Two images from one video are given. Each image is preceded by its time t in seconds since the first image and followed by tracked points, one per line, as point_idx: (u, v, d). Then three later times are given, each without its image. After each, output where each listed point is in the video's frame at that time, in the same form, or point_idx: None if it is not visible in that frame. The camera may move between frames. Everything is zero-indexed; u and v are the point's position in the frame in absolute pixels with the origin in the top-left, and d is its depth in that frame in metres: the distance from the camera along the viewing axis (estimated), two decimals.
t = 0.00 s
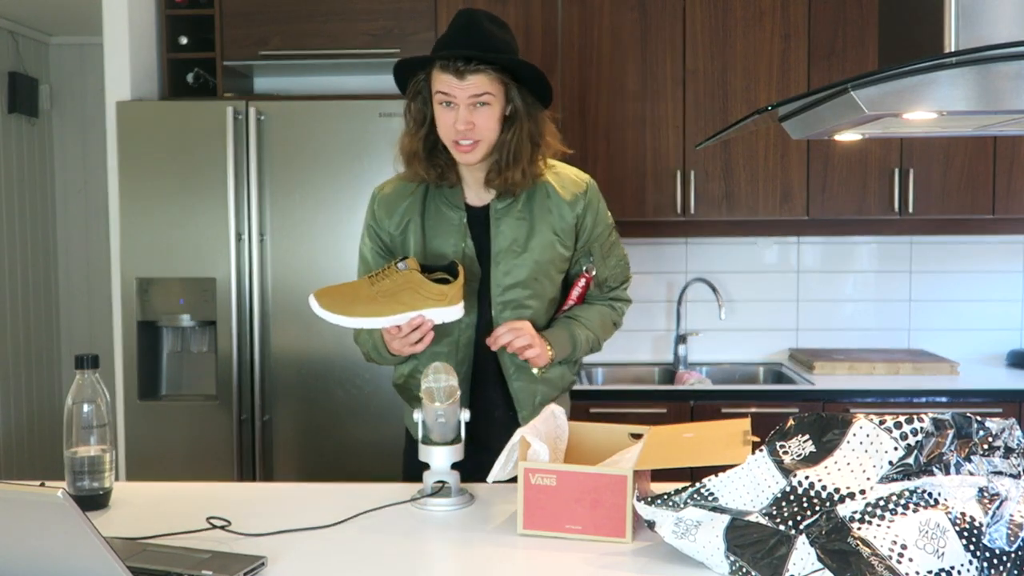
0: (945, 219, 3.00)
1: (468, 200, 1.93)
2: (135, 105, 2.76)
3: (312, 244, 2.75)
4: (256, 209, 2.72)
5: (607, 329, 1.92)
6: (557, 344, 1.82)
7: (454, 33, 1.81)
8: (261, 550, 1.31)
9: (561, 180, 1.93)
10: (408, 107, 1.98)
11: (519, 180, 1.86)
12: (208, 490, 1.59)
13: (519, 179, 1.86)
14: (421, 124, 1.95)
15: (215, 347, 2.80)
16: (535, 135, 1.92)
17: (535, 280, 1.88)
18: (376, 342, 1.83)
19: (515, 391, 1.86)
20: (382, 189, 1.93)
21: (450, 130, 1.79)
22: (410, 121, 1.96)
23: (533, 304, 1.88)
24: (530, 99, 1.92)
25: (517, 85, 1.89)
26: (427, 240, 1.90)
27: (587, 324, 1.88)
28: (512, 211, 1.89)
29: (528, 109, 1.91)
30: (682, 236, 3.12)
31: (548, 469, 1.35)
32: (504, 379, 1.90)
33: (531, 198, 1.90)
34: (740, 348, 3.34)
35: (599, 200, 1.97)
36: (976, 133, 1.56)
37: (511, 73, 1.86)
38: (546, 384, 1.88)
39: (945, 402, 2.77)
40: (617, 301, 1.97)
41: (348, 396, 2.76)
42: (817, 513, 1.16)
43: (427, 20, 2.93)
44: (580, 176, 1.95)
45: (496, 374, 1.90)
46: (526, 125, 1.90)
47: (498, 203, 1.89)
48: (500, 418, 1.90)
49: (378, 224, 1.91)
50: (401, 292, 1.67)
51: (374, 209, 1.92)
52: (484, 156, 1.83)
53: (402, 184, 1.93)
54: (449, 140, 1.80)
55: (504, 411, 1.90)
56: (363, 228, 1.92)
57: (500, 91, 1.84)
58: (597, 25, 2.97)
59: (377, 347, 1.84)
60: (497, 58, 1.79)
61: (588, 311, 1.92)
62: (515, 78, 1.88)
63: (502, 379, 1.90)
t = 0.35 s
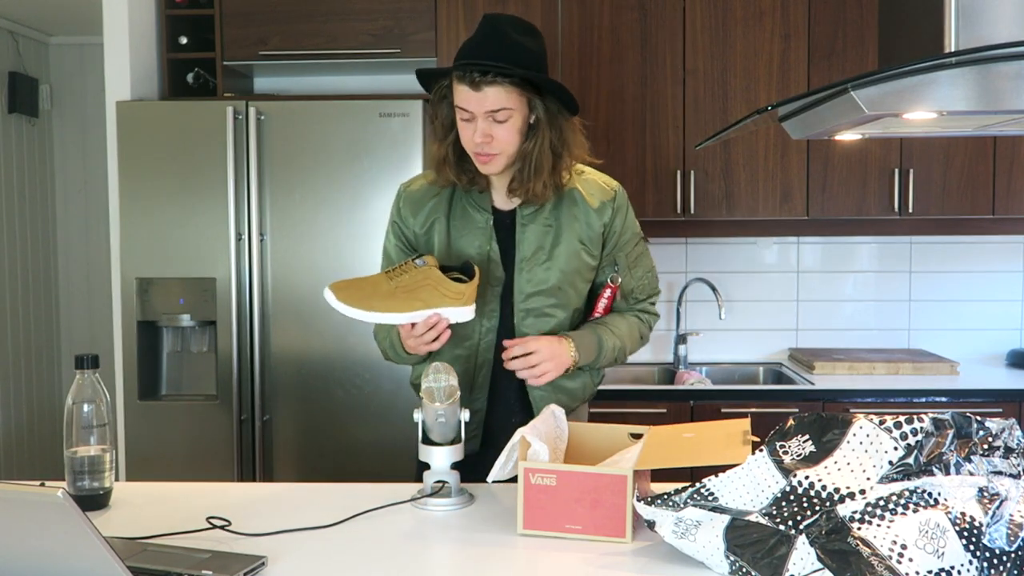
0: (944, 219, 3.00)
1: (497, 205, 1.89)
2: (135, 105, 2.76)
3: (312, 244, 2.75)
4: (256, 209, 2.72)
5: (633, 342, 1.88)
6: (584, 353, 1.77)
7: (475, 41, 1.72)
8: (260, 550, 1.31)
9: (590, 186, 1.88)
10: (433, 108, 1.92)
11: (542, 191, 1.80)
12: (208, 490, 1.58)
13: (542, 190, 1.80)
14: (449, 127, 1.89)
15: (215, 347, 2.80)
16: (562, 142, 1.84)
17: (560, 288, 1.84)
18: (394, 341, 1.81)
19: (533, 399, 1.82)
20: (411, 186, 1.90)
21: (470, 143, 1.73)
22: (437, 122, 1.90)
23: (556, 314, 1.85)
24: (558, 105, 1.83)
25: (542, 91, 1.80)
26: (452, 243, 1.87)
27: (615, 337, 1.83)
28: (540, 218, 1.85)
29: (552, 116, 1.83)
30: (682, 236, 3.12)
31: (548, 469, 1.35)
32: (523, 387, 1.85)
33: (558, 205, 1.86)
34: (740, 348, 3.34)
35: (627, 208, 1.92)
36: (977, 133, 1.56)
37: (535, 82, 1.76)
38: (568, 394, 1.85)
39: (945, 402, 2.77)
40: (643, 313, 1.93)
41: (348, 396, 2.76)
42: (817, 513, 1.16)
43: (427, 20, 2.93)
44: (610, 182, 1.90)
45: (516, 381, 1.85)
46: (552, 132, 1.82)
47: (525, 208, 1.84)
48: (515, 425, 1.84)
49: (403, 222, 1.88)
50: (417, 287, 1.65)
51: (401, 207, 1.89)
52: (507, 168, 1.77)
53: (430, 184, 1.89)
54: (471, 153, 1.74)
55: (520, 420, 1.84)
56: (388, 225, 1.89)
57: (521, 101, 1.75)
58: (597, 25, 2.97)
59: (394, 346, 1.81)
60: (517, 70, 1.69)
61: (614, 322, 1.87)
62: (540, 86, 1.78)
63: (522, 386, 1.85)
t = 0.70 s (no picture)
0: (945, 219, 3.00)
1: (518, 188, 1.87)
2: (135, 106, 2.76)
3: (312, 245, 2.75)
4: (256, 210, 2.72)
5: (606, 351, 1.66)
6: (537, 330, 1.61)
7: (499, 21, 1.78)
8: (261, 550, 1.31)
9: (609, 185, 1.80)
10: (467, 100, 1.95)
11: (565, 166, 1.77)
12: (208, 490, 1.58)
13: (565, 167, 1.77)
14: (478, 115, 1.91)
15: (215, 346, 2.80)
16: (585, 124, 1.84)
17: (554, 275, 1.75)
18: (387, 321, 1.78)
19: (516, 394, 1.74)
20: (441, 170, 1.94)
21: (493, 118, 1.75)
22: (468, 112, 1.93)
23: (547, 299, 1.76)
24: (581, 86, 1.84)
25: (566, 71, 1.82)
26: (466, 223, 1.85)
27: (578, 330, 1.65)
28: (551, 203, 1.79)
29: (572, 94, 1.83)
30: (682, 237, 3.13)
31: (549, 469, 1.35)
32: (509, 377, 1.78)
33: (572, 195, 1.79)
34: (740, 348, 3.34)
35: (647, 219, 1.81)
36: (977, 133, 1.56)
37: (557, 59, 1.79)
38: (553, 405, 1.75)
39: (945, 402, 2.77)
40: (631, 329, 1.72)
41: (348, 396, 2.76)
42: (817, 513, 1.16)
43: (427, 20, 2.93)
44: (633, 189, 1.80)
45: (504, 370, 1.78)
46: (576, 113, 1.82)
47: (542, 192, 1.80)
48: (498, 416, 1.77)
49: (428, 207, 1.91)
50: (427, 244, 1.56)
51: (427, 193, 1.92)
52: (531, 145, 1.77)
53: (456, 168, 1.91)
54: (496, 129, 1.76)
55: (504, 410, 1.77)
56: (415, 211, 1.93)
57: (544, 75, 1.77)
58: (598, 24, 2.97)
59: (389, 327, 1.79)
60: (537, 41, 1.73)
61: (588, 321, 1.68)
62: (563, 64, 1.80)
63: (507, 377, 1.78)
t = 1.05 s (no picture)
0: (944, 219, 3.00)
1: (519, 188, 1.87)
2: (135, 105, 2.76)
3: (312, 244, 2.75)
4: (256, 209, 2.72)
5: (596, 350, 1.66)
6: (525, 331, 1.61)
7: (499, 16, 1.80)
8: (261, 550, 1.30)
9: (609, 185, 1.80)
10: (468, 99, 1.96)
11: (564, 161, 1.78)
12: (209, 490, 1.58)
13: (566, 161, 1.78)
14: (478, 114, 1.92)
15: (215, 346, 2.80)
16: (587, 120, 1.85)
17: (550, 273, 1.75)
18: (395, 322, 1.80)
19: (514, 393, 1.74)
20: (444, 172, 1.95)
21: (494, 112, 1.75)
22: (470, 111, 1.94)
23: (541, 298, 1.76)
24: (584, 84, 1.85)
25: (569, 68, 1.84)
26: (468, 223, 1.85)
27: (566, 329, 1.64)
28: (551, 202, 1.79)
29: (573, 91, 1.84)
30: (682, 237, 3.12)
31: (548, 469, 1.35)
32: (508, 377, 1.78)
33: (571, 194, 1.80)
34: (740, 348, 3.34)
35: (647, 219, 1.80)
36: (977, 133, 1.56)
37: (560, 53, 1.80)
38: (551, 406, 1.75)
39: (945, 402, 2.77)
40: (623, 327, 1.71)
41: (348, 396, 2.76)
42: (817, 513, 1.16)
43: (427, 20, 2.93)
44: (634, 188, 1.79)
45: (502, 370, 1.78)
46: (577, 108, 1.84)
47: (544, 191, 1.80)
48: (496, 416, 1.77)
49: (430, 208, 1.92)
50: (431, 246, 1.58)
51: (430, 194, 1.93)
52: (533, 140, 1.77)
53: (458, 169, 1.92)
54: (495, 123, 1.76)
55: (502, 410, 1.77)
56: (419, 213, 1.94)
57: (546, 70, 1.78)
58: (598, 24, 2.97)
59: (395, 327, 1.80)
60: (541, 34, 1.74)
61: (578, 320, 1.68)
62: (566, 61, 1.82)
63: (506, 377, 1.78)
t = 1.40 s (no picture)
0: (944, 219, 3.00)
1: (517, 189, 1.87)
2: (135, 106, 2.76)
3: (311, 244, 2.75)
4: (256, 209, 2.72)
5: (594, 350, 1.65)
6: (523, 332, 1.60)
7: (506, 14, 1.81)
8: (260, 550, 1.30)
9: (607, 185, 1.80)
10: (468, 98, 1.96)
11: (569, 161, 1.78)
12: (209, 490, 1.58)
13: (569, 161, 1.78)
14: (478, 114, 1.92)
15: (215, 347, 2.80)
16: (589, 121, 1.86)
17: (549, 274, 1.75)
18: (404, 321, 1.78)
19: (512, 394, 1.74)
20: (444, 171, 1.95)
21: (499, 109, 1.74)
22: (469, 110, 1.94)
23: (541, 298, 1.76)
24: (588, 85, 1.87)
25: (574, 69, 1.85)
26: (467, 224, 1.86)
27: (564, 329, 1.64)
28: (548, 203, 1.79)
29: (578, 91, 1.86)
30: (682, 237, 3.12)
31: (548, 469, 1.35)
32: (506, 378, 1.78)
33: (569, 195, 1.80)
34: (740, 348, 3.34)
35: (644, 219, 1.79)
36: (977, 133, 1.56)
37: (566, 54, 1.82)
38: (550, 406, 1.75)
39: (945, 402, 2.78)
40: (621, 328, 1.70)
41: (348, 396, 2.76)
42: (817, 513, 1.16)
43: (427, 20, 2.93)
44: (634, 189, 1.80)
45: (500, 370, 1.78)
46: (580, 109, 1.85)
47: (543, 189, 1.80)
48: (495, 417, 1.77)
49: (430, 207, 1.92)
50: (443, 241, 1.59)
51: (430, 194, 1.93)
52: (536, 139, 1.77)
53: (457, 169, 1.92)
54: (499, 121, 1.75)
55: (501, 410, 1.77)
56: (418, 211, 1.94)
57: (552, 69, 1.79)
58: (598, 24, 2.97)
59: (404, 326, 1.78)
60: (549, 32, 1.76)
61: (576, 320, 1.68)
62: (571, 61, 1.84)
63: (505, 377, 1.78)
